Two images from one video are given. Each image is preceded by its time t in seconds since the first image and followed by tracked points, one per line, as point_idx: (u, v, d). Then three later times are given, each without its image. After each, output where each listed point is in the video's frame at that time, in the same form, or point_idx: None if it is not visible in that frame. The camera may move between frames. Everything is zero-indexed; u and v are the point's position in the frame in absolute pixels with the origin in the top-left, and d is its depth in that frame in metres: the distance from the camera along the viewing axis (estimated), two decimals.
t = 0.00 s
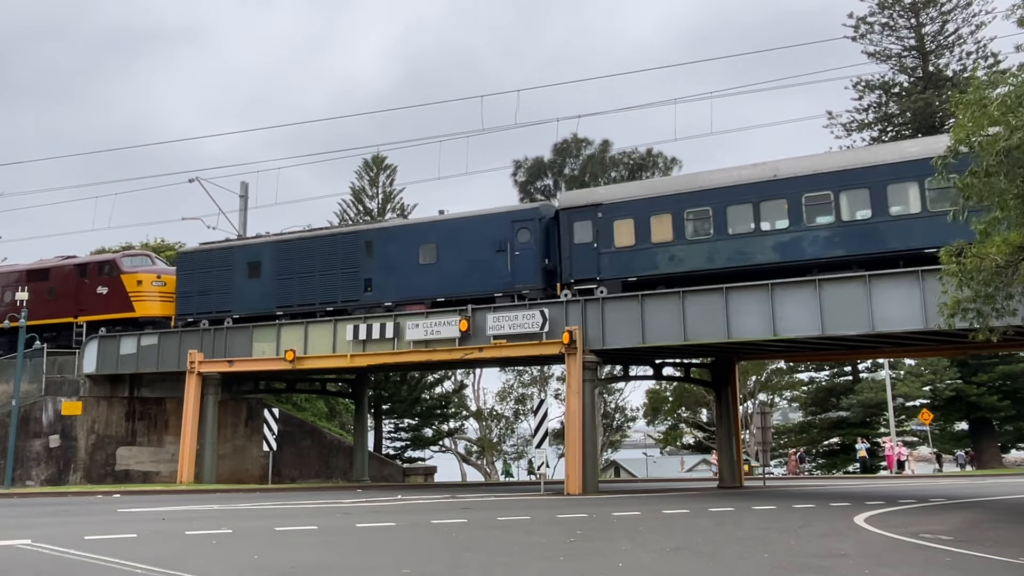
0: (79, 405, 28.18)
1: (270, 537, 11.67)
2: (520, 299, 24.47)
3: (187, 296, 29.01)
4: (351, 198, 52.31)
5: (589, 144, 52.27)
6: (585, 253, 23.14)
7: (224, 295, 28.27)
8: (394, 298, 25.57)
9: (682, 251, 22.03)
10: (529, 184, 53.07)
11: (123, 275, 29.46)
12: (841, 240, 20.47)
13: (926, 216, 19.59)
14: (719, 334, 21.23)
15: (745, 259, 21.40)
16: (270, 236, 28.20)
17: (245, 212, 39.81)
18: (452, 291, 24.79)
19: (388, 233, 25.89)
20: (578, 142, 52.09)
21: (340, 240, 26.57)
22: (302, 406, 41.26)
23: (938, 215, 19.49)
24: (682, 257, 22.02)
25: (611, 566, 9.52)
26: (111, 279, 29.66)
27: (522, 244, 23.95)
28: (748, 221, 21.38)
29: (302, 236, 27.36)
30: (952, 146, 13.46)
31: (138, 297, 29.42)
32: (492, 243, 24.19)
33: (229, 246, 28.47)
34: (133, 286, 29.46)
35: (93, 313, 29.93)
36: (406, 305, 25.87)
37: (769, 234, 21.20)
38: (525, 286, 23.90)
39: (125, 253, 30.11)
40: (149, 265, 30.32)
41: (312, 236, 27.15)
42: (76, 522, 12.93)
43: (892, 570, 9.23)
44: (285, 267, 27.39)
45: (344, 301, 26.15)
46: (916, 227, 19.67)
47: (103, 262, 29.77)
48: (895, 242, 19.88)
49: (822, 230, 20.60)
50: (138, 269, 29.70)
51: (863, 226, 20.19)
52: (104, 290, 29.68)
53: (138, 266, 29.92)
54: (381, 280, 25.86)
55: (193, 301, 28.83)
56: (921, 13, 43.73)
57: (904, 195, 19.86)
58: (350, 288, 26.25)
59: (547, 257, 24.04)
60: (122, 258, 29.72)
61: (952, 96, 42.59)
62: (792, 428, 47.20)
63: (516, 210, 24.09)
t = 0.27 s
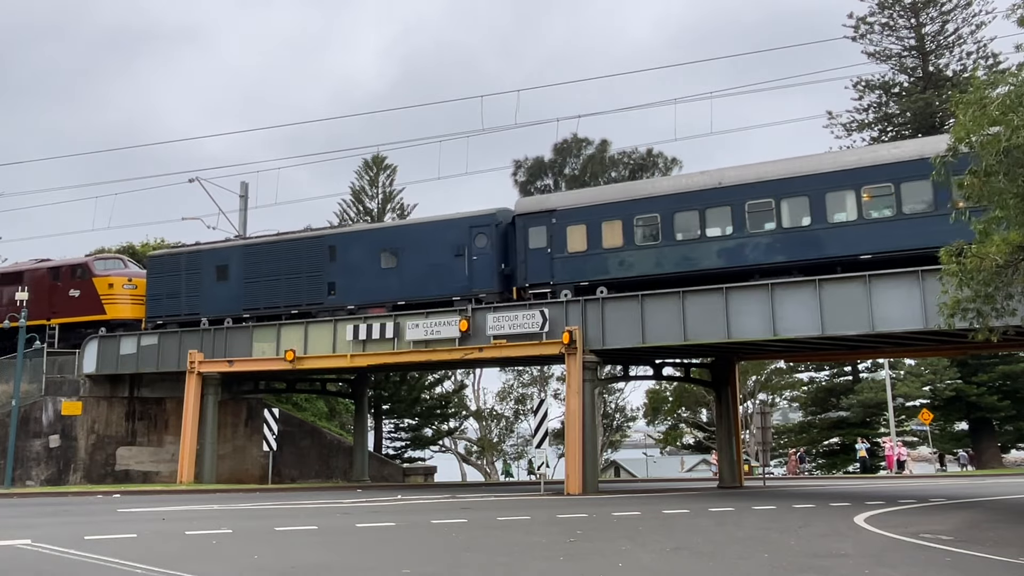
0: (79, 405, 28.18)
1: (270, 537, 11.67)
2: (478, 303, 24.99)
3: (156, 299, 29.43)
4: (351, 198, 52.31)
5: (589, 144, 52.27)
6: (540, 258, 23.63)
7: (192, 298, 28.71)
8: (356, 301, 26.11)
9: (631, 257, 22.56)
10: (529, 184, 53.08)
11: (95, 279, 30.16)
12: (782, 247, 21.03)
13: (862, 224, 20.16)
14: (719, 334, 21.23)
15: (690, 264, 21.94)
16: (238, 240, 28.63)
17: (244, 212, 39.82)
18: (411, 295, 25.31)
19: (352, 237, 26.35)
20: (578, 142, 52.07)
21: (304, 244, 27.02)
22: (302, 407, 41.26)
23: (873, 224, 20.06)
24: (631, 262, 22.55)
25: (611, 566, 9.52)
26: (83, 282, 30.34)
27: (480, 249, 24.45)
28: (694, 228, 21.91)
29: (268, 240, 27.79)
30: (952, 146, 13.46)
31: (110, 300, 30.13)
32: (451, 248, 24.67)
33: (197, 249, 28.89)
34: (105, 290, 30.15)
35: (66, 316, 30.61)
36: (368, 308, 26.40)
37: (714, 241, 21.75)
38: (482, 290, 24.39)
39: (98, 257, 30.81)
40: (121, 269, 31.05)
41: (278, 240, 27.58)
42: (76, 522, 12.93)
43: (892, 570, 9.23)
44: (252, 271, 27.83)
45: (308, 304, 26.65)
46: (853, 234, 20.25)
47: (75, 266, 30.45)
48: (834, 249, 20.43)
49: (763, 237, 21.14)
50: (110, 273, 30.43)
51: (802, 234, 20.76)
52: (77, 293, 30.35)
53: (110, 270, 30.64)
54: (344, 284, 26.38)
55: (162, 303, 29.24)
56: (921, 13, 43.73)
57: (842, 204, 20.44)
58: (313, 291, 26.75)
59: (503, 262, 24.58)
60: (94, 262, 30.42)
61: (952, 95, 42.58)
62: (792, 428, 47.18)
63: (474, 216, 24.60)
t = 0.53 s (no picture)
0: (79, 405, 28.18)
1: (270, 537, 11.67)
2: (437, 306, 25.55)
3: (126, 301, 29.72)
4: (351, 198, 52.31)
5: (589, 144, 52.28)
6: (496, 262, 24.11)
7: (160, 301, 29.04)
8: (320, 304, 26.61)
9: (583, 262, 23.06)
10: (529, 184, 53.09)
11: (67, 282, 30.56)
12: (726, 253, 21.59)
13: (801, 231, 20.78)
14: (719, 334, 21.24)
15: (638, 269, 22.46)
16: (206, 244, 28.99)
17: (244, 212, 39.82)
18: (373, 298, 25.84)
19: (315, 241, 26.83)
20: (578, 142, 52.06)
21: (269, 248, 27.43)
22: (302, 406, 41.27)
23: (812, 231, 20.67)
24: (583, 267, 23.05)
25: (611, 566, 9.52)
26: (55, 285, 30.72)
27: (439, 253, 25.02)
28: (643, 234, 22.44)
29: (235, 243, 28.18)
30: (952, 145, 13.48)
31: (82, 302, 30.57)
32: (412, 253, 25.19)
33: (165, 253, 29.19)
34: (76, 292, 30.56)
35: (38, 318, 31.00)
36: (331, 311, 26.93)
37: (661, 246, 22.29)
38: (441, 294, 24.97)
39: (70, 260, 31.23)
40: (93, 272, 31.50)
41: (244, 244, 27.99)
42: (76, 522, 12.93)
43: (892, 570, 9.23)
44: (219, 274, 28.23)
45: (273, 307, 27.14)
46: (793, 241, 20.85)
47: (47, 269, 30.81)
48: (775, 254, 21.01)
49: (707, 243, 21.69)
50: (82, 276, 30.85)
51: (744, 241, 21.34)
52: (48, 295, 30.74)
53: (82, 273, 31.07)
54: (308, 287, 26.87)
55: (132, 306, 29.54)
56: (921, 13, 43.73)
57: (782, 211, 21.03)
58: (278, 294, 27.24)
59: (462, 266, 25.18)
60: (66, 266, 30.83)
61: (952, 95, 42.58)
62: (792, 428, 47.17)
63: (433, 221, 25.13)
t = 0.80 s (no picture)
0: (79, 405, 28.18)
1: (270, 537, 11.68)
2: (397, 309, 26.02)
3: (99, 304, 30.12)
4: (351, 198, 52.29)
5: (589, 144, 52.27)
6: (453, 267, 24.56)
7: (132, 304, 29.48)
8: (285, 307, 27.07)
9: (536, 266, 23.49)
10: (529, 184, 53.07)
11: (41, 285, 30.93)
12: (673, 259, 22.07)
13: (744, 237, 21.31)
14: (719, 334, 21.24)
15: (589, 274, 22.91)
16: (176, 247, 29.45)
17: (244, 212, 39.82)
18: (335, 302, 26.31)
19: (280, 245, 27.29)
20: (578, 142, 52.05)
21: (237, 252, 27.91)
22: (302, 406, 41.29)
23: (755, 237, 21.20)
24: (537, 272, 23.47)
25: (611, 566, 9.52)
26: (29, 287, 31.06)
27: (400, 258, 25.51)
28: (594, 240, 22.89)
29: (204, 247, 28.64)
30: (951, 144, 13.46)
31: (55, 305, 30.97)
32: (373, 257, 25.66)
33: (137, 256, 29.63)
34: (50, 295, 30.94)
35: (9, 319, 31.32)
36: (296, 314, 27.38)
37: (612, 252, 22.76)
38: (401, 297, 25.45)
39: (43, 262, 31.57)
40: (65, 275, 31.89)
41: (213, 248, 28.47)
42: (76, 522, 12.94)
43: (891, 570, 9.23)
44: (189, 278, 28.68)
45: (239, 310, 27.58)
46: (737, 247, 21.36)
47: (21, 271, 31.13)
48: (719, 260, 21.51)
49: (656, 248, 22.16)
50: (56, 279, 31.25)
51: (690, 246, 21.84)
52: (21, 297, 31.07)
53: (54, 276, 31.46)
54: (273, 291, 27.32)
55: (104, 308, 29.95)
56: (921, 13, 43.73)
57: (727, 218, 21.54)
58: (244, 297, 27.68)
59: (422, 270, 25.62)
60: (40, 269, 31.20)
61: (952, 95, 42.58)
62: (792, 428, 47.17)
63: (394, 227, 25.59)
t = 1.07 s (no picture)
0: (79, 405, 28.18)
1: (270, 537, 11.68)
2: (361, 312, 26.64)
3: (70, 307, 30.61)
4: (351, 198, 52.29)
5: (589, 144, 52.25)
6: (414, 271, 25.28)
7: (101, 307, 29.97)
8: (252, 310, 27.70)
9: (493, 270, 24.19)
10: (529, 184, 53.07)
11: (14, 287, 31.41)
12: (622, 264, 22.76)
13: (690, 243, 22.00)
14: (719, 334, 21.24)
15: (542, 278, 23.59)
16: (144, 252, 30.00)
17: (244, 213, 39.81)
18: (301, 305, 26.95)
19: (247, 250, 27.96)
20: (577, 142, 52.06)
21: (204, 256, 28.52)
22: (302, 406, 41.29)
23: (700, 243, 21.91)
24: (493, 276, 24.17)
25: (611, 566, 9.52)
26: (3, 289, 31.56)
27: (362, 262, 26.09)
28: (548, 245, 23.58)
29: (172, 251, 29.21)
30: (950, 145, 13.45)
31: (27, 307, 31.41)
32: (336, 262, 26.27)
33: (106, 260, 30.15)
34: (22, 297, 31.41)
35: None
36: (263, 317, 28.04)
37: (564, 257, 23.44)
38: (364, 300, 26.06)
39: (18, 265, 32.10)
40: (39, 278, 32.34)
41: (181, 252, 29.04)
42: (75, 523, 12.94)
43: (891, 570, 9.23)
44: (157, 281, 29.22)
45: (208, 313, 28.21)
46: (683, 253, 22.05)
47: None
48: (666, 265, 22.20)
49: (606, 253, 22.86)
50: (29, 282, 31.75)
51: (637, 252, 22.54)
52: None
53: (29, 279, 31.95)
54: (240, 294, 27.96)
55: (75, 311, 30.45)
56: (921, 13, 43.74)
57: (673, 225, 22.23)
58: (212, 300, 28.32)
59: (385, 274, 26.21)
60: (14, 271, 31.71)
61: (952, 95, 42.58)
62: (792, 428, 47.16)
63: (356, 231, 26.25)
